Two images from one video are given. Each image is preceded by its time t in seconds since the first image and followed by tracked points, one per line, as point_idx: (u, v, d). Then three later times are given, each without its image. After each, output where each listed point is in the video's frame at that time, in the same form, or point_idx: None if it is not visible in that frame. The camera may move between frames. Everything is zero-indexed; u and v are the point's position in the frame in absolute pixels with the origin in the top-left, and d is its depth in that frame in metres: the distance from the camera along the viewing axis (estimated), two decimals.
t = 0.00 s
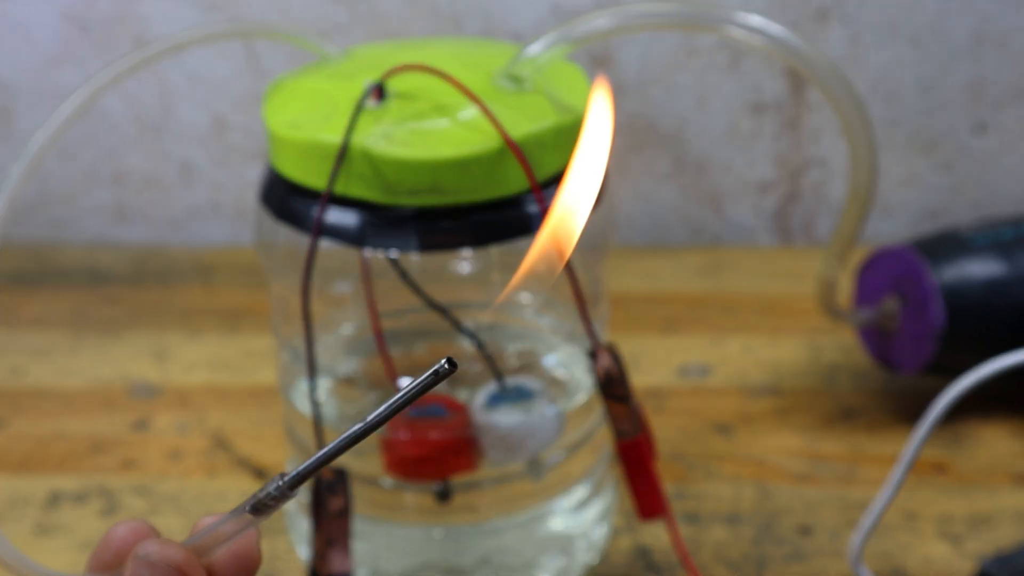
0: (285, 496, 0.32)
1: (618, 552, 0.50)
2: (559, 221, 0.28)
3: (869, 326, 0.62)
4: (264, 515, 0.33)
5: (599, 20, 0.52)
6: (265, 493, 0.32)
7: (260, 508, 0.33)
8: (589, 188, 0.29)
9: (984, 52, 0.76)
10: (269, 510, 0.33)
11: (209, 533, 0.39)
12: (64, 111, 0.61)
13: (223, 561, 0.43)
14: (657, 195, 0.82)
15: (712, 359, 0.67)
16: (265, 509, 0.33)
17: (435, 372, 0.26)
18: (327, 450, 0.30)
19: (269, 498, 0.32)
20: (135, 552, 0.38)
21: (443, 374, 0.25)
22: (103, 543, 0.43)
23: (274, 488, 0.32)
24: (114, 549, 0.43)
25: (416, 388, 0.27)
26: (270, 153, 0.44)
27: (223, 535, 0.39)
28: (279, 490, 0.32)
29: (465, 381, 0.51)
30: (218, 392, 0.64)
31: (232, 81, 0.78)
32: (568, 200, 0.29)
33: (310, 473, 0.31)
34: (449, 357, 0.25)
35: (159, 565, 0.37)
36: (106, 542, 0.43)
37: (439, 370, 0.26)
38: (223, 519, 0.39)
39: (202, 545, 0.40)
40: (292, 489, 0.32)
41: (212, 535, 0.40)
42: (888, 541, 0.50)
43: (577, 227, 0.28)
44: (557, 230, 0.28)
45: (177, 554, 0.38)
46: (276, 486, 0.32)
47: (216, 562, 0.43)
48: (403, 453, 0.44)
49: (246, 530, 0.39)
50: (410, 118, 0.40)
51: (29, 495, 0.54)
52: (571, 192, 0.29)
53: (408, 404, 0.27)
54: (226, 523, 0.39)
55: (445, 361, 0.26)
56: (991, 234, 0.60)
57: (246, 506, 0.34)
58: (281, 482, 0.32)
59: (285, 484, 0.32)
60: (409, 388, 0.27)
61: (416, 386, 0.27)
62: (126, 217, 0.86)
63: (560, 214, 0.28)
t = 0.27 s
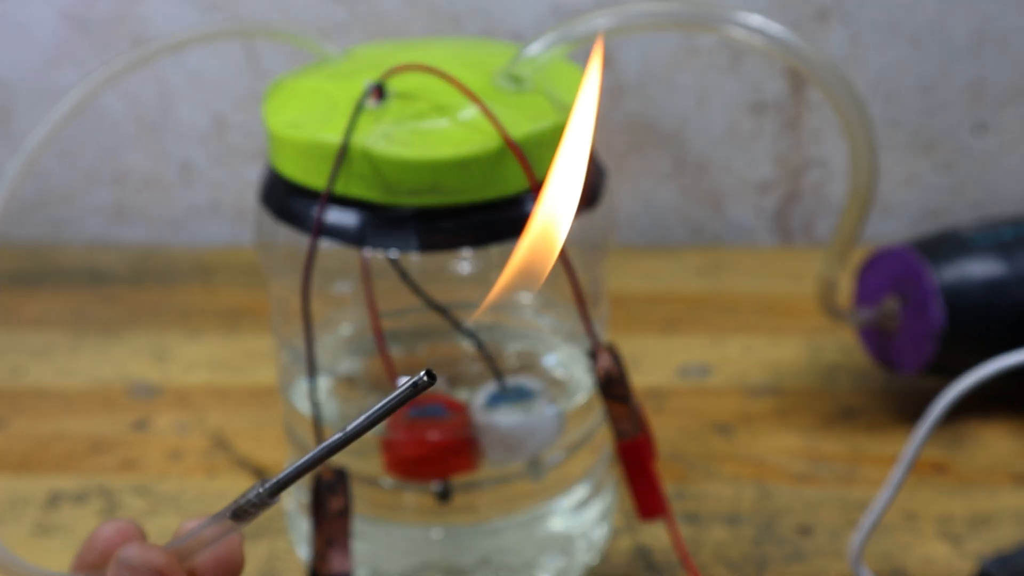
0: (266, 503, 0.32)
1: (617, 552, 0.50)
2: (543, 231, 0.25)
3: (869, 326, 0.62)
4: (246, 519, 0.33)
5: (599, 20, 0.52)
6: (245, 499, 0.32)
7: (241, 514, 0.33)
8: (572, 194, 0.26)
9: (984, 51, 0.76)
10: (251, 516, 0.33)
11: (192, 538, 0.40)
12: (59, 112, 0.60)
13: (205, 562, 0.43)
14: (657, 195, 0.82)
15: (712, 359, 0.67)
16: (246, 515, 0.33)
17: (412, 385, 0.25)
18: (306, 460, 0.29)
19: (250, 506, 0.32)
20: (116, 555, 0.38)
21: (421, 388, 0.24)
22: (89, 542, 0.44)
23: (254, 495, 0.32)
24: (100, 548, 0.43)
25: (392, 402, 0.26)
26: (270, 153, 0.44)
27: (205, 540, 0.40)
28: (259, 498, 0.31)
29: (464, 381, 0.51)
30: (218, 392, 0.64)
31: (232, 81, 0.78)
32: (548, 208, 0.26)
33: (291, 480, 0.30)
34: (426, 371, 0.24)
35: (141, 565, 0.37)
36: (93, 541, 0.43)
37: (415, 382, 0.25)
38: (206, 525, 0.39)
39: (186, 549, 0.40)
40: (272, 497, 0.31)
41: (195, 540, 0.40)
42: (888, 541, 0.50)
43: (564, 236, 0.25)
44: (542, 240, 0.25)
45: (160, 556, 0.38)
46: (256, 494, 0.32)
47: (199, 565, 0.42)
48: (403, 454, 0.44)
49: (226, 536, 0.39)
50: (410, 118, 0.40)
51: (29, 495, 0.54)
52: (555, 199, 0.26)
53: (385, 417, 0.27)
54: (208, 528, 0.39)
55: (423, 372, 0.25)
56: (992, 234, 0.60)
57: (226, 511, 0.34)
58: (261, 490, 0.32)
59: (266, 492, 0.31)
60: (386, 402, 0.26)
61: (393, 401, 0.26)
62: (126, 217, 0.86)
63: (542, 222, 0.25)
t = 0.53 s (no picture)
0: (240, 514, 0.31)
1: (618, 552, 0.50)
2: (518, 273, 0.25)
3: (869, 326, 0.62)
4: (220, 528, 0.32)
5: (599, 20, 0.52)
6: (219, 508, 0.31)
7: (215, 523, 0.32)
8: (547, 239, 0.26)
9: (984, 51, 0.76)
10: (224, 526, 0.32)
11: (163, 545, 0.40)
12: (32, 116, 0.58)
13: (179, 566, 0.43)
14: (657, 195, 0.82)
15: (712, 359, 0.67)
16: (220, 525, 0.32)
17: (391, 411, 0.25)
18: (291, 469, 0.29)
19: (224, 515, 0.31)
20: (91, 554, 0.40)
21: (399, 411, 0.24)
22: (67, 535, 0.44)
23: (230, 504, 0.31)
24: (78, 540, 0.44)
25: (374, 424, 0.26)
26: (270, 153, 0.44)
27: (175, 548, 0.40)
28: (233, 507, 0.31)
29: (464, 381, 0.51)
30: (218, 392, 0.64)
31: (232, 81, 0.78)
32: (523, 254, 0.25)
33: (269, 491, 0.30)
34: (404, 396, 0.24)
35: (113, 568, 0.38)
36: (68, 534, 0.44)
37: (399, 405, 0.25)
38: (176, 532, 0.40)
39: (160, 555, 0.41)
40: (247, 507, 0.31)
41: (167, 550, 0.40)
42: (888, 541, 0.50)
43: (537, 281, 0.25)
44: (515, 286, 0.25)
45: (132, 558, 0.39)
46: (231, 503, 0.31)
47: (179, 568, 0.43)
48: (403, 454, 0.44)
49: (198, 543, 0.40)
50: (410, 118, 0.40)
51: (29, 495, 0.54)
52: (527, 246, 0.25)
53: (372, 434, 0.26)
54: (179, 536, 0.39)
55: (401, 398, 0.25)
56: (992, 234, 0.60)
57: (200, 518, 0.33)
58: (236, 499, 0.31)
59: (240, 502, 0.31)
60: (374, 419, 0.26)
61: (381, 417, 0.26)
62: (126, 217, 0.86)
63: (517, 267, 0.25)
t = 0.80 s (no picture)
0: (282, 497, 0.34)
1: (618, 552, 0.50)
2: (604, 300, 0.28)
3: (869, 326, 0.62)
4: (259, 510, 0.35)
5: (599, 20, 0.52)
6: (263, 491, 0.34)
7: (254, 505, 0.35)
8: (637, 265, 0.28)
9: (984, 51, 0.76)
10: (264, 506, 0.35)
11: (186, 531, 0.41)
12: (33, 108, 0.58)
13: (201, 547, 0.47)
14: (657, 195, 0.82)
15: (712, 359, 0.67)
16: (260, 506, 0.35)
17: (466, 405, 0.25)
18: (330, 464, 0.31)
19: (267, 497, 0.34)
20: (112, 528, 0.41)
21: (473, 406, 0.25)
22: (71, 514, 0.47)
23: (273, 488, 0.34)
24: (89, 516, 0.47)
25: (437, 419, 0.27)
26: (270, 153, 0.44)
27: (196, 535, 0.41)
28: (277, 490, 0.33)
29: (465, 381, 0.51)
30: (218, 392, 0.64)
31: (231, 81, 0.78)
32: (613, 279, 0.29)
33: (309, 480, 0.32)
34: (482, 391, 0.25)
35: (140, 550, 0.40)
36: (75, 513, 0.47)
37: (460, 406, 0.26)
38: (200, 516, 0.40)
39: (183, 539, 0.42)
40: (289, 491, 0.33)
41: (189, 535, 0.41)
42: (888, 541, 0.50)
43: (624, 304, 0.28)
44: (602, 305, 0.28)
45: (159, 539, 0.41)
46: (274, 486, 0.34)
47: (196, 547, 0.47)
48: (403, 453, 0.44)
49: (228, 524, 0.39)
50: (409, 117, 0.40)
51: (29, 495, 0.54)
52: (620, 270, 0.29)
53: (409, 439, 0.28)
54: (200, 521, 0.40)
55: (476, 393, 0.25)
56: (992, 234, 0.60)
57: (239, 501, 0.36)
58: (279, 483, 0.34)
59: (284, 486, 0.33)
60: (414, 426, 0.28)
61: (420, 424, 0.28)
62: (126, 217, 0.86)
63: (604, 292, 0.28)
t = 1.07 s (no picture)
0: (249, 453, 0.31)
1: (618, 552, 0.50)
2: (602, 256, 0.31)
3: (869, 326, 0.63)
4: (220, 466, 0.32)
5: (599, 20, 0.52)
6: (228, 445, 0.31)
7: (218, 459, 0.32)
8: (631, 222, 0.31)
9: (985, 52, 0.76)
10: (226, 464, 0.32)
11: (142, 480, 0.37)
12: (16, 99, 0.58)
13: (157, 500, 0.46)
14: (657, 195, 0.82)
15: (712, 359, 0.67)
16: (223, 462, 0.32)
17: (448, 368, 0.26)
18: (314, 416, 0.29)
19: (233, 452, 0.31)
20: (62, 472, 0.36)
21: (456, 370, 0.25)
22: (21, 457, 0.47)
23: (240, 441, 0.31)
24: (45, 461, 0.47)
25: (417, 380, 0.27)
26: (270, 153, 0.44)
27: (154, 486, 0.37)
28: (244, 445, 0.31)
29: (465, 381, 0.50)
30: (218, 392, 0.64)
31: (231, 81, 0.78)
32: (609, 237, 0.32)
33: (283, 435, 0.30)
34: (466, 354, 0.25)
35: (95, 494, 0.35)
36: (26, 456, 0.47)
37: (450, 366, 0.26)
38: (155, 468, 0.37)
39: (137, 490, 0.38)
40: (258, 447, 0.31)
41: (144, 486, 0.37)
42: (888, 541, 0.50)
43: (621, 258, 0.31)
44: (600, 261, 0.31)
45: (114, 486, 0.36)
46: (242, 441, 0.31)
47: (152, 500, 0.46)
48: (403, 453, 0.44)
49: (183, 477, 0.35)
50: (409, 117, 0.40)
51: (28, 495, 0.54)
52: (615, 229, 0.32)
53: (405, 392, 0.27)
54: (155, 473, 0.36)
55: (459, 357, 0.26)
56: (992, 234, 0.60)
57: (199, 454, 0.33)
58: (247, 438, 0.31)
59: (252, 441, 0.31)
60: (414, 377, 0.27)
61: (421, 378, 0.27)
62: (126, 217, 0.86)
63: (602, 248, 0.31)
